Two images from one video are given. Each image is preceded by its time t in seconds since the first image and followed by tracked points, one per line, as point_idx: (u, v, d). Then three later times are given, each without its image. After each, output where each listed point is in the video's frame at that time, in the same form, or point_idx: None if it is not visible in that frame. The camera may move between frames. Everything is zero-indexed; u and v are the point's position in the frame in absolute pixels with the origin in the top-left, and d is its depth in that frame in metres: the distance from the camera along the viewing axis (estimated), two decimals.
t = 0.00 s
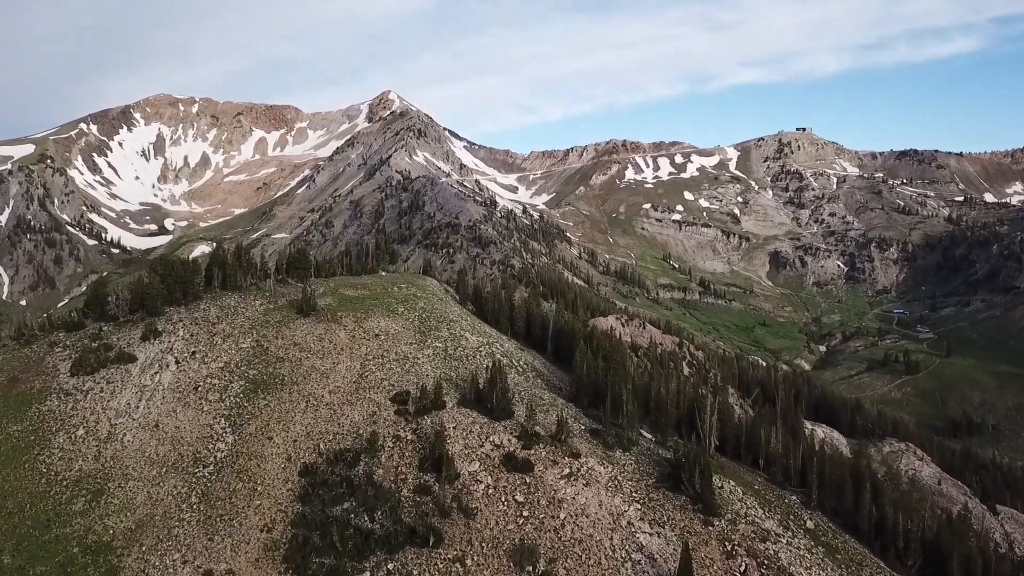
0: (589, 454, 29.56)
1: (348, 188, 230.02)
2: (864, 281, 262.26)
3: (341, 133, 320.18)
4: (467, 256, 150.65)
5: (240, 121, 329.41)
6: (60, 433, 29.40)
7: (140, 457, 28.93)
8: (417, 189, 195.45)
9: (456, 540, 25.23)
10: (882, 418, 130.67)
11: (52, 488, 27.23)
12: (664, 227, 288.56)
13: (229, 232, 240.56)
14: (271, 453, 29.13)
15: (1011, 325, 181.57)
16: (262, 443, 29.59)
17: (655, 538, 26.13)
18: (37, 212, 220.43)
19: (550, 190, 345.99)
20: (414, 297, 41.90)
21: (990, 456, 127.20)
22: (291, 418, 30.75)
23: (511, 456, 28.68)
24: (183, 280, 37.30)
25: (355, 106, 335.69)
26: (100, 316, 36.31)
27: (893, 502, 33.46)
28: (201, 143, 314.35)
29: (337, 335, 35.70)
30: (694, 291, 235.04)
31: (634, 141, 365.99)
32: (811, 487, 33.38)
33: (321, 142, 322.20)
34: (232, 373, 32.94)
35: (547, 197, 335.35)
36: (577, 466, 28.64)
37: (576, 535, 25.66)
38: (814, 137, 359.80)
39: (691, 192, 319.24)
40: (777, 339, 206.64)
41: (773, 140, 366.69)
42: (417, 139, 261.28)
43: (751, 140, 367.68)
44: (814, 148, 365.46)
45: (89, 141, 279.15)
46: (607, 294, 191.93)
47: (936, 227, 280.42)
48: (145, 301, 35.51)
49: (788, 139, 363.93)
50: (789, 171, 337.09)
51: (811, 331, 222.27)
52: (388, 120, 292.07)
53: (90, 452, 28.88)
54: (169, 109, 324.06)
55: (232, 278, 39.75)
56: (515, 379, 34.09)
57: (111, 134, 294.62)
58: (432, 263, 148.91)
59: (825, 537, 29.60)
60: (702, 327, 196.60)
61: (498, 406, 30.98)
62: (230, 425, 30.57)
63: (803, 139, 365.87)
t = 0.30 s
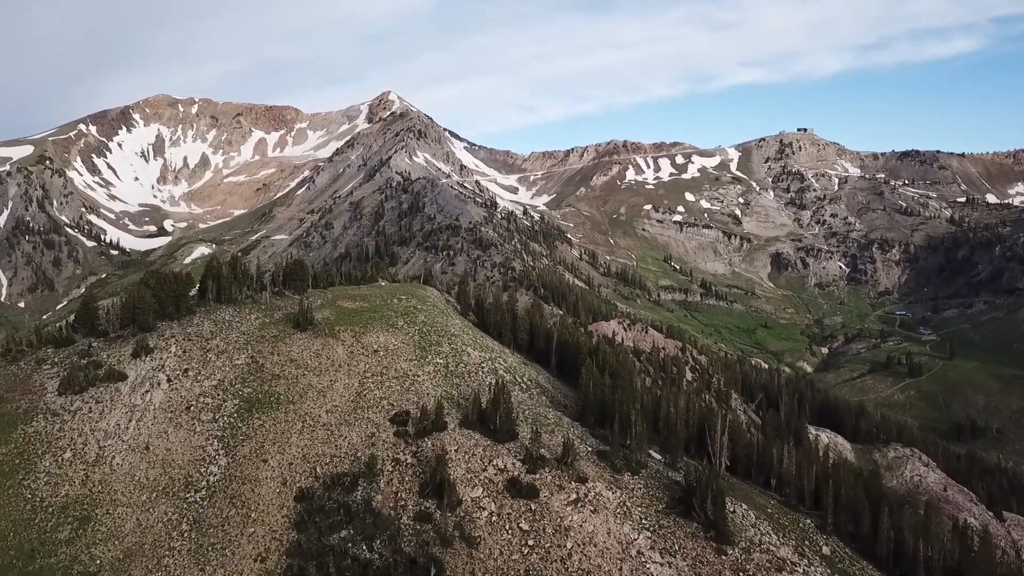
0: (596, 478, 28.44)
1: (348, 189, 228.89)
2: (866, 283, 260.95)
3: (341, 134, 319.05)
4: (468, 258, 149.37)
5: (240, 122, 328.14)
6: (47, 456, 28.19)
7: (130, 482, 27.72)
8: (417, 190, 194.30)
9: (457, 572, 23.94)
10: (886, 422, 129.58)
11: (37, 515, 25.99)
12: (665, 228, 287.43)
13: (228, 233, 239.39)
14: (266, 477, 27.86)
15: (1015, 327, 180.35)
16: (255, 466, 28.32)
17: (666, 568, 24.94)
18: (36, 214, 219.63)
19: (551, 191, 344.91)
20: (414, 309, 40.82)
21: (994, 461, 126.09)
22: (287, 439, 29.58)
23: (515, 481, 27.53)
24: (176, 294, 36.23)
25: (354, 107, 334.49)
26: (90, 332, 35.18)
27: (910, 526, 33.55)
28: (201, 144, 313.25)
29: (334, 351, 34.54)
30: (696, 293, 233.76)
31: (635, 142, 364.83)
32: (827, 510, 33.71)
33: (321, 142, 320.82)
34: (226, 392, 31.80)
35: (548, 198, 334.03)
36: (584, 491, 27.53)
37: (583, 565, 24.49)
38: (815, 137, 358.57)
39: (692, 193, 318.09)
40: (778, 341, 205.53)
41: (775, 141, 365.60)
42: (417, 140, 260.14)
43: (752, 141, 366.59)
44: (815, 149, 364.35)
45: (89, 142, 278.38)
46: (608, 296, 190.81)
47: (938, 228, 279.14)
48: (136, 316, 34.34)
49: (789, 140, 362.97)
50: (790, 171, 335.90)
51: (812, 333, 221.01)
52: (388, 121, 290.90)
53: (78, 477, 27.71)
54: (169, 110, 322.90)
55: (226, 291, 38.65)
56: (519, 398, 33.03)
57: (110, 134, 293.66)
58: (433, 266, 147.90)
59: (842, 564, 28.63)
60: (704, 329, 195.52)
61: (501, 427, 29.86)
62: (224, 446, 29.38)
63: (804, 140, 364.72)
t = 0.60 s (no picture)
0: (603, 504, 27.40)
1: (347, 190, 227.70)
2: (868, 285, 259.66)
3: (341, 134, 317.76)
4: (468, 260, 148.03)
5: (239, 122, 326.80)
6: (32, 481, 26.91)
7: (118, 508, 26.42)
8: (417, 192, 193.21)
9: None
10: (889, 426, 128.55)
11: (18, 545, 24.67)
12: (666, 229, 286.41)
13: (228, 235, 238.14)
14: (260, 502, 26.63)
15: (1018, 330, 179.13)
16: (250, 491, 27.05)
17: None
18: (35, 215, 219.05)
19: (551, 192, 343.68)
20: (414, 321, 39.87)
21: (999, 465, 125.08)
22: (283, 461, 28.39)
23: (519, 508, 26.41)
24: (168, 308, 35.15)
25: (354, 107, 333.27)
26: (80, 348, 34.06)
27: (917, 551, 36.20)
28: (200, 145, 312.27)
29: (331, 368, 33.50)
30: (697, 294, 232.66)
31: (636, 142, 363.58)
32: (843, 535, 36.10)
33: (321, 143, 319.55)
34: (220, 412, 30.69)
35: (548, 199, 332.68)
36: (591, 518, 26.45)
37: None
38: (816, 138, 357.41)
39: (693, 194, 316.97)
40: (780, 344, 204.33)
41: (776, 142, 364.40)
42: (417, 141, 258.89)
43: (753, 141, 365.34)
44: (816, 150, 363.32)
45: (88, 143, 277.32)
46: (609, 298, 189.78)
47: (940, 229, 277.96)
48: (127, 331, 33.24)
49: (790, 141, 361.86)
50: (791, 172, 334.54)
51: (814, 335, 219.75)
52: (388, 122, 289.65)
53: (64, 503, 26.44)
54: (168, 111, 321.85)
55: (221, 304, 37.64)
56: (524, 418, 31.98)
57: (109, 135, 292.91)
58: (433, 269, 146.70)
59: None
60: (705, 332, 194.34)
61: (505, 450, 28.73)
62: (217, 470, 28.19)
63: (805, 141, 363.59)
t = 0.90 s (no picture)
0: (612, 533, 26.29)
1: (347, 191, 226.46)
2: (869, 286, 258.42)
3: (341, 135, 316.39)
4: (469, 263, 146.62)
5: (239, 123, 325.26)
6: (14, 508, 25.56)
7: (105, 537, 25.08)
8: (417, 193, 192.09)
9: None
10: (893, 430, 127.29)
11: None
12: (667, 230, 285.23)
13: (227, 236, 236.90)
14: (254, 529, 25.37)
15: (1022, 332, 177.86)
16: (243, 518, 25.80)
17: None
18: (33, 217, 218.38)
19: (552, 193, 342.31)
20: (414, 336, 39.08)
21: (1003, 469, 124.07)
22: (278, 486, 27.22)
23: (525, 538, 25.25)
24: (160, 324, 34.05)
25: (354, 108, 331.92)
26: (69, 366, 32.92)
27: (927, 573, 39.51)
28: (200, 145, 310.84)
29: (328, 387, 32.50)
30: (698, 296, 231.53)
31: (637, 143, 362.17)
32: (861, 561, 39.16)
33: (321, 143, 318.03)
34: (213, 433, 29.55)
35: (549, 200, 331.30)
36: (600, 547, 25.33)
37: None
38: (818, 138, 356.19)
39: (694, 195, 315.72)
40: (783, 346, 203.10)
41: (777, 142, 363.16)
42: (417, 142, 257.55)
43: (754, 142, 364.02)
44: (818, 150, 362.01)
45: (87, 144, 276.45)
46: (609, 299, 188.36)
47: (942, 230, 276.73)
48: (117, 348, 32.15)
49: (792, 141, 360.45)
50: (792, 173, 333.13)
51: (816, 336, 218.50)
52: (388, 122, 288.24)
53: (46, 531, 25.07)
54: (167, 111, 320.65)
55: (215, 317, 36.61)
56: (529, 440, 31.14)
57: (109, 136, 292.02)
58: (433, 271, 145.43)
59: None
60: (707, 334, 193.16)
61: (509, 475, 27.66)
62: (209, 495, 26.98)
63: (807, 141, 362.12)
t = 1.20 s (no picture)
0: (623, 564, 25.97)
1: (347, 193, 225.28)
2: (871, 287, 257.20)
3: (341, 135, 315.19)
4: (469, 265, 145.37)
5: (238, 123, 324.03)
6: None
7: (91, 568, 23.78)
8: (417, 195, 190.94)
9: None
10: (898, 434, 125.85)
11: None
12: (668, 232, 284.06)
13: (226, 237, 235.73)
14: (248, 560, 24.16)
15: None
16: (236, 548, 24.58)
17: None
18: (32, 218, 217.62)
19: (552, 194, 341.22)
20: (413, 353, 38.59)
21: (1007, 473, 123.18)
22: (273, 513, 26.06)
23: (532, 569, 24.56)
24: (151, 341, 33.00)
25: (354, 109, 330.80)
26: (57, 384, 31.72)
27: None
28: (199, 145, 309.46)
29: (326, 407, 31.56)
30: (699, 298, 230.45)
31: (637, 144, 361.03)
32: None
33: (321, 144, 316.79)
34: (205, 456, 28.42)
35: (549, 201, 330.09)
36: None
37: None
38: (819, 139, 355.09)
39: (695, 196, 314.39)
40: (785, 348, 201.97)
41: (778, 143, 362.11)
42: (417, 143, 256.33)
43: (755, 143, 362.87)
44: (819, 151, 360.89)
45: (85, 145, 275.58)
46: (610, 301, 187.26)
47: (944, 231, 275.51)
48: (106, 365, 31.03)
49: (793, 142, 359.41)
50: (793, 173, 331.99)
51: (819, 338, 217.34)
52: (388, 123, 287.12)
53: (28, 563, 23.74)
54: (166, 111, 319.41)
55: (210, 332, 35.76)
56: (532, 465, 31.08)
57: (108, 137, 291.14)
58: (433, 274, 144.33)
59: None
60: (709, 337, 192.11)
61: (513, 503, 27.11)
62: (201, 522, 25.75)
63: (808, 142, 361.08)
